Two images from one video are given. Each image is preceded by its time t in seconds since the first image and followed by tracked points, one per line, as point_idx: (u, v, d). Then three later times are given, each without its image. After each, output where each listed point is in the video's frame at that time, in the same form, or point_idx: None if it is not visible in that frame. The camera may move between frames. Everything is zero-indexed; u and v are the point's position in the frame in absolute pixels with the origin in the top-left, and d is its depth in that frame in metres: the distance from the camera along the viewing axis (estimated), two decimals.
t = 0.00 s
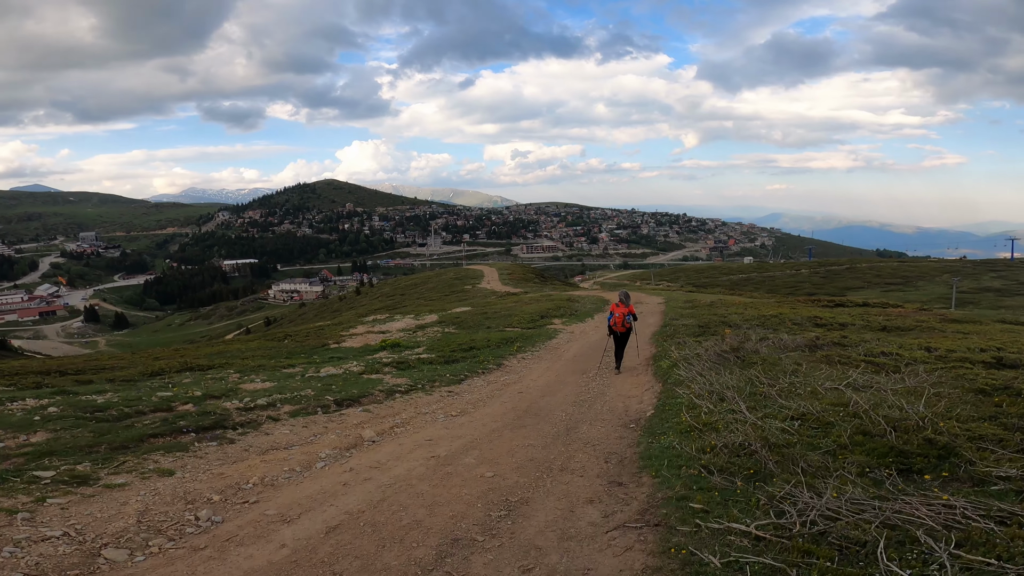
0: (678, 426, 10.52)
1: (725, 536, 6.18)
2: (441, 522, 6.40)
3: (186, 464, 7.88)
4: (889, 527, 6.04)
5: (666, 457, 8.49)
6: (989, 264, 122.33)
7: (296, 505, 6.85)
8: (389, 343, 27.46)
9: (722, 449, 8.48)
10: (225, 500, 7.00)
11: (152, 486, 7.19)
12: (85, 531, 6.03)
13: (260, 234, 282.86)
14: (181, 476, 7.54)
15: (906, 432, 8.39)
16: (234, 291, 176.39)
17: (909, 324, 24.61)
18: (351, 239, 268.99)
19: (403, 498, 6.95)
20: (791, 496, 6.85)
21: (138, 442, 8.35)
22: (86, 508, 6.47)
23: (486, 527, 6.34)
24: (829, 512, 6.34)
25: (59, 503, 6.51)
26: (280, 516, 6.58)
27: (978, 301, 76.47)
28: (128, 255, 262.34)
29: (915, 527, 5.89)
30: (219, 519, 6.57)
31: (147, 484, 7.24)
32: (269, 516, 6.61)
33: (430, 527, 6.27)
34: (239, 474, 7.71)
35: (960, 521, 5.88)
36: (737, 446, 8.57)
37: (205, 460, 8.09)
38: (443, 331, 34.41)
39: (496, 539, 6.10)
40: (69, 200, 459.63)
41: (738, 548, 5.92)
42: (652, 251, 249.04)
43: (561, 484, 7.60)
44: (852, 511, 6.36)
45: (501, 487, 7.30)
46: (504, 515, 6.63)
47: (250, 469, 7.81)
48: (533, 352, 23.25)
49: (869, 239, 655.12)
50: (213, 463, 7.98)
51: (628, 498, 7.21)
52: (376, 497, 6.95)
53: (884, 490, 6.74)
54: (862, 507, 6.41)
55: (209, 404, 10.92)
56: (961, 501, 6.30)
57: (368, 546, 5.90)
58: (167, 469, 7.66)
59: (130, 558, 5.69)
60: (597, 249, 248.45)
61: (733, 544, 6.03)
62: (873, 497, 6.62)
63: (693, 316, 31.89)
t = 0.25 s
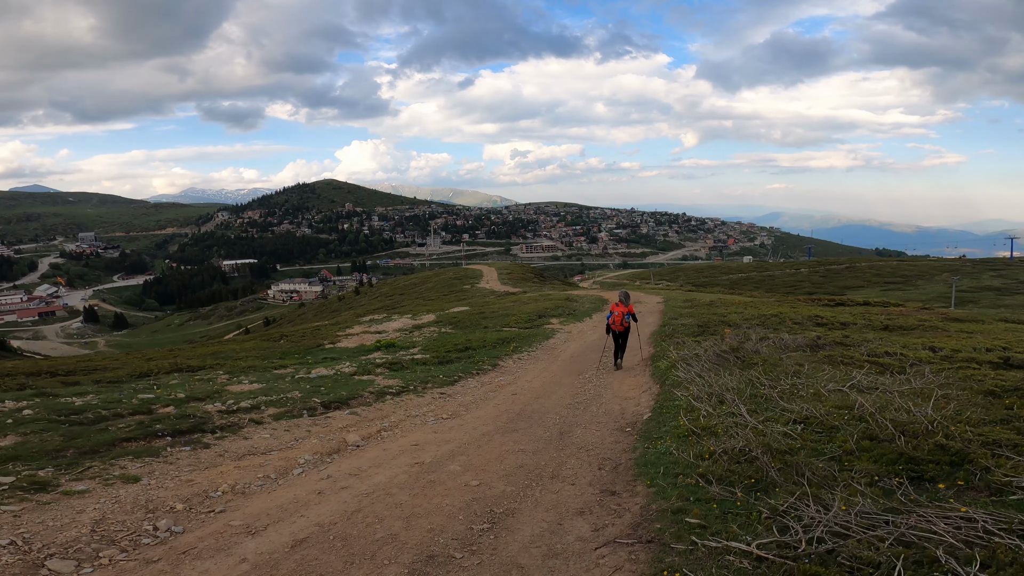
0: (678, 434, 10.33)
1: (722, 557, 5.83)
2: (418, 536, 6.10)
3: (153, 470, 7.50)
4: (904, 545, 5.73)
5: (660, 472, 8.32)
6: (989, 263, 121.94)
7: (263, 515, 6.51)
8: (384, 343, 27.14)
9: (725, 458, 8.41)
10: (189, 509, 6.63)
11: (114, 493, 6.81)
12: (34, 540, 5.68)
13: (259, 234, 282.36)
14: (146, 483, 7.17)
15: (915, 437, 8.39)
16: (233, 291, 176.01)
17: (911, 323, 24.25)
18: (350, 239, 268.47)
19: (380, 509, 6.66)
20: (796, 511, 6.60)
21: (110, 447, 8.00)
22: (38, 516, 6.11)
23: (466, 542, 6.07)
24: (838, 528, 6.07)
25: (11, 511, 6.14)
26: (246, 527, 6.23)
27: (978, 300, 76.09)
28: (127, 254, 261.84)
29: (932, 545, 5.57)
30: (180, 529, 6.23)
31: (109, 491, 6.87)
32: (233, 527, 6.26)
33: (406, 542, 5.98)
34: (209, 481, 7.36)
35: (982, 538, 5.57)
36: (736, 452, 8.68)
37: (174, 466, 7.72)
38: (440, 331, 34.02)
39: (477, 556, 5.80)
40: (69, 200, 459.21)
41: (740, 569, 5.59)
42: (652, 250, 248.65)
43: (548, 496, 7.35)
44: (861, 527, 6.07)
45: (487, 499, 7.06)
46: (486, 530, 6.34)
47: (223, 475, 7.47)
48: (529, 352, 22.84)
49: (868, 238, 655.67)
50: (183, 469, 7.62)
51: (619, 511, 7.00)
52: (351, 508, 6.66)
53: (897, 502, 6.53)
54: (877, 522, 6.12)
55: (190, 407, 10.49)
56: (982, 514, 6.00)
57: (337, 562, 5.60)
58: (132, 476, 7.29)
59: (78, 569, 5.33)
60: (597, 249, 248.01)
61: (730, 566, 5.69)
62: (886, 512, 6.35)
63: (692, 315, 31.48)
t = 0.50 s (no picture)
0: (683, 443, 10.13)
1: None
2: (404, 555, 5.84)
3: (130, 479, 7.24)
4: (929, 568, 5.52)
5: (663, 486, 8.09)
6: (993, 262, 120.93)
7: (239, 531, 6.26)
8: (384, 344, 26.85)
9: (741, 468, 8.57)
10: (163, 522, 6.37)
11: (85, 504, 6.51)
12: None
13: (261, 234, 282.27)
14: (121, 493, 6.88)
15: (932, 444, 8.52)
16: (236, 291, 175.89)
17: (919, 323, 23.85)
18: (352, 238, 267.91)
19: (366, 524, 6.42)
20: (810, 531, 6.38)
21: (89, 454, 7.74)
22: (5, 528, 5.85)
23: (456, 561, 5.81)
24: (856, 549, 5.87)
25: None
26: (220, 542, 6.00)
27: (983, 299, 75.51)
28: (130, 254, 261.96)
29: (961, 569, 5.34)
30: (149, 544, 5.95)
31: (82, 501, 6.58)
32: (207, 542, 6.01)
33: (390, 561, 5.72)
34: (187, 492, 7.12)
35: (1011, 556, 5.40)
36: (743, 462, 8.79)
37: (153, 475, 7.47)
38: (440, 331, 33.64)
39: None
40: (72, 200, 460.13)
41: None
42: (654, 249, 247.83)
43: (543, 511, 7.10)
44: (884, 549, 5.86)
45: (480, 512, 6.85)
46: (478, 548, 6.11)
47: (204, 486, 7.23)
48: (530, 354, 22.45)
49: (871, 237, 654.05)
50: (161, 479, 7.37)
51: (619, 529, 6.75)
52: (335, 523, 6.44)
53: (917, 519, 6.40)
54: (901, 544, 5.92)
55: (176, 411, 10.12)
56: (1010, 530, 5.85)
57: None
58: (107, 485, 7.01)
59: None
60: (599, 248, 247.26)
61: None
62: (904, 529, 6.25)
63: (696, 315, 31.06)
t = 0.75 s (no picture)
0: (697, 447, 9.74)
1: None
2: (396, 568, 5.56)
3: (116, 482, 7.06)
4: None
5: (674, 493, 7.76)
6: (1011, 262, 118.50)
7: (223, 538, 6.04)
8: (391, 344, 26.65)
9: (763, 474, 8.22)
10: (145, 528, 6.18)
11: (66, 508, 6.31)
12: None
13: (273, 234, 284.66)
14: (105, 496, 6.70)
15: (966, 450, 8.16)
16: (247, 291, 177.33)
17: (938, 323, 23.17)
18: (362, 239, 269.11)
19: (357, 533, 6.17)
20: (839, 545, 6.02)
21: (79, 455, 7.60)
22: None
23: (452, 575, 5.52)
24: (890, 565, 5.53)
25: None
26: (200, 551, 5.76)
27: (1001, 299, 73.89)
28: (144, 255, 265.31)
29: None
30: (127, 551, 5.72)
31: (64, 504, 6.39)
32: (187, 551, 5.78)
33: (380, 574, 5.44)
34: (174, 496, 6.95)
35: None
36: (762, 467, 8.47)
37: (141, 478, 7.30)
38: (448, 331, 33.36)
39: None
40: (88, 201, 467.11)
41: None
42: (664, 250, 246.15)
43: (547, 521, 6.78)
44: (924, 566, 5.48)
45: (481, 521, 6.59)
46: (479, 560, 5.82)
47: (193, 492, 7.02)
48: (538, 354, 22.06)
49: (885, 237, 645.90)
50: (149, 482, 7.22)
51: (628, 540, 6.43)
52: (325, 531, 6.20)
53: (957, 531, 6.02)
54: (942, 559, 5.56)
55: (173, 411, 9.96)
56: None
57: None
58: (92, 488, 6.83)
59: None
60: (608, 249, 246.16)
61: None
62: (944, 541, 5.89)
63: (708, 315, 30.52)
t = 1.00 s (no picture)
0: (708, 457, 9.38)
1: None
2: None
3: (104, 489, 7.12)
4: None
5: (680, 509, 7.45)
6: None
7: (202, 551, 6.00)
8: (401, 345, 26.57)
9: (773, 490, 7.81)
10: (125, 538, 6.16)
11: (49, 515, 6.34)
12: None
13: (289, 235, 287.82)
14: (91, 503, 6.74)
15: (996, 462, 7.71)
16: (263, 291, 179.43)
17: (962, 326, 22.35)
18: (376, 239, 270.71)
19: (343, 549, 6.10)
20: (857, 568, 5.67)
21: (73, 460, 7.71)
22: None
23: None
24: None
25: None
26: (175, 564, 5.73)
27: None
28: (164, 255, 269.85)
29: None
30: (105, 561, 5.70)
31: (47, 511, 6.42)
32: (164, 563, 5.75)
33: None
34: (161, 504, 6.98)
35: None
36: (777, 480, 8.11)
37: (130, 484, 7.36)
38: (458, 332, 33.26)
39: None
40: (110, 202, 476.96)
41: None
42: (678, 250, 243.60)
43: (542, 537, 6.64)
44: None
45: (473, 539, 6.44)
46: None
47: (182, 498, 7.08)
48: (548, 356, 21.70)
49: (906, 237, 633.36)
50: (137, 489, 7.26)
51: (628, 560, 6.25)
52: (309, 547, 6.11)
53: (988, 552, 5.65)
54: None
55: (175, 414, 10.04)
56: None
57: None
58: (78, 494, 6.88)
59: None
60: (622, 249, 244.42)
61: None
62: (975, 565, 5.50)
63: (722, 317, 29.90)
